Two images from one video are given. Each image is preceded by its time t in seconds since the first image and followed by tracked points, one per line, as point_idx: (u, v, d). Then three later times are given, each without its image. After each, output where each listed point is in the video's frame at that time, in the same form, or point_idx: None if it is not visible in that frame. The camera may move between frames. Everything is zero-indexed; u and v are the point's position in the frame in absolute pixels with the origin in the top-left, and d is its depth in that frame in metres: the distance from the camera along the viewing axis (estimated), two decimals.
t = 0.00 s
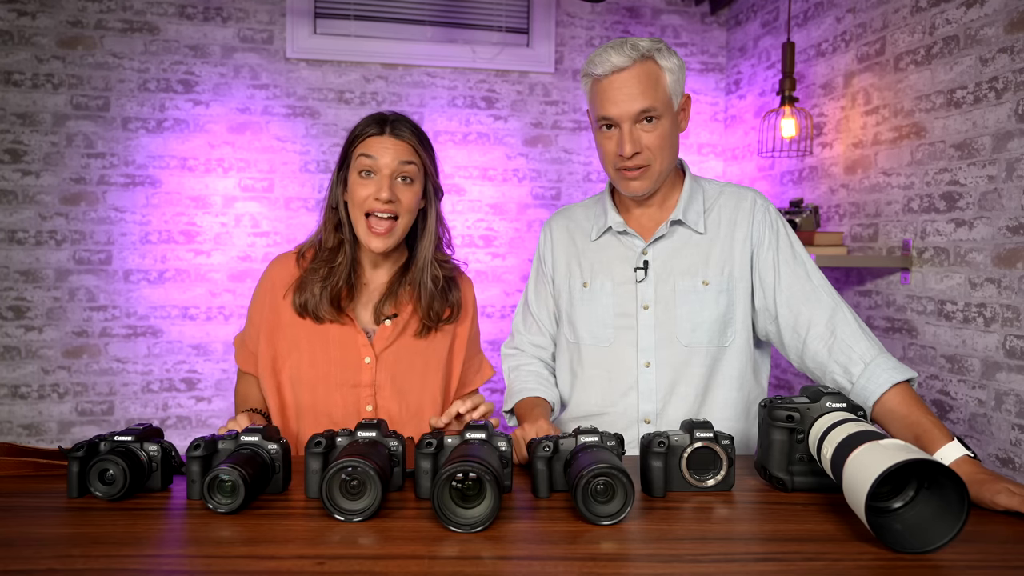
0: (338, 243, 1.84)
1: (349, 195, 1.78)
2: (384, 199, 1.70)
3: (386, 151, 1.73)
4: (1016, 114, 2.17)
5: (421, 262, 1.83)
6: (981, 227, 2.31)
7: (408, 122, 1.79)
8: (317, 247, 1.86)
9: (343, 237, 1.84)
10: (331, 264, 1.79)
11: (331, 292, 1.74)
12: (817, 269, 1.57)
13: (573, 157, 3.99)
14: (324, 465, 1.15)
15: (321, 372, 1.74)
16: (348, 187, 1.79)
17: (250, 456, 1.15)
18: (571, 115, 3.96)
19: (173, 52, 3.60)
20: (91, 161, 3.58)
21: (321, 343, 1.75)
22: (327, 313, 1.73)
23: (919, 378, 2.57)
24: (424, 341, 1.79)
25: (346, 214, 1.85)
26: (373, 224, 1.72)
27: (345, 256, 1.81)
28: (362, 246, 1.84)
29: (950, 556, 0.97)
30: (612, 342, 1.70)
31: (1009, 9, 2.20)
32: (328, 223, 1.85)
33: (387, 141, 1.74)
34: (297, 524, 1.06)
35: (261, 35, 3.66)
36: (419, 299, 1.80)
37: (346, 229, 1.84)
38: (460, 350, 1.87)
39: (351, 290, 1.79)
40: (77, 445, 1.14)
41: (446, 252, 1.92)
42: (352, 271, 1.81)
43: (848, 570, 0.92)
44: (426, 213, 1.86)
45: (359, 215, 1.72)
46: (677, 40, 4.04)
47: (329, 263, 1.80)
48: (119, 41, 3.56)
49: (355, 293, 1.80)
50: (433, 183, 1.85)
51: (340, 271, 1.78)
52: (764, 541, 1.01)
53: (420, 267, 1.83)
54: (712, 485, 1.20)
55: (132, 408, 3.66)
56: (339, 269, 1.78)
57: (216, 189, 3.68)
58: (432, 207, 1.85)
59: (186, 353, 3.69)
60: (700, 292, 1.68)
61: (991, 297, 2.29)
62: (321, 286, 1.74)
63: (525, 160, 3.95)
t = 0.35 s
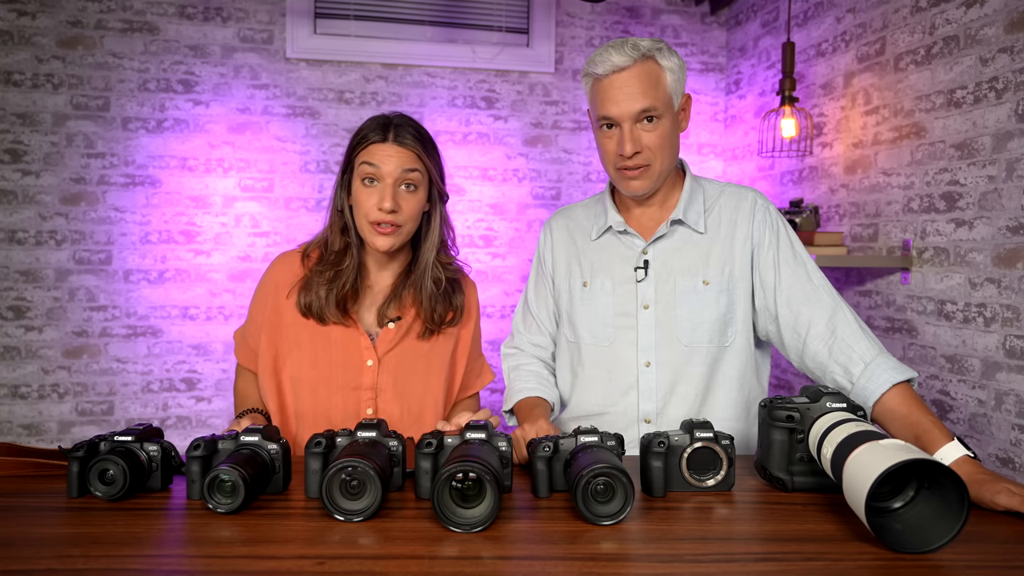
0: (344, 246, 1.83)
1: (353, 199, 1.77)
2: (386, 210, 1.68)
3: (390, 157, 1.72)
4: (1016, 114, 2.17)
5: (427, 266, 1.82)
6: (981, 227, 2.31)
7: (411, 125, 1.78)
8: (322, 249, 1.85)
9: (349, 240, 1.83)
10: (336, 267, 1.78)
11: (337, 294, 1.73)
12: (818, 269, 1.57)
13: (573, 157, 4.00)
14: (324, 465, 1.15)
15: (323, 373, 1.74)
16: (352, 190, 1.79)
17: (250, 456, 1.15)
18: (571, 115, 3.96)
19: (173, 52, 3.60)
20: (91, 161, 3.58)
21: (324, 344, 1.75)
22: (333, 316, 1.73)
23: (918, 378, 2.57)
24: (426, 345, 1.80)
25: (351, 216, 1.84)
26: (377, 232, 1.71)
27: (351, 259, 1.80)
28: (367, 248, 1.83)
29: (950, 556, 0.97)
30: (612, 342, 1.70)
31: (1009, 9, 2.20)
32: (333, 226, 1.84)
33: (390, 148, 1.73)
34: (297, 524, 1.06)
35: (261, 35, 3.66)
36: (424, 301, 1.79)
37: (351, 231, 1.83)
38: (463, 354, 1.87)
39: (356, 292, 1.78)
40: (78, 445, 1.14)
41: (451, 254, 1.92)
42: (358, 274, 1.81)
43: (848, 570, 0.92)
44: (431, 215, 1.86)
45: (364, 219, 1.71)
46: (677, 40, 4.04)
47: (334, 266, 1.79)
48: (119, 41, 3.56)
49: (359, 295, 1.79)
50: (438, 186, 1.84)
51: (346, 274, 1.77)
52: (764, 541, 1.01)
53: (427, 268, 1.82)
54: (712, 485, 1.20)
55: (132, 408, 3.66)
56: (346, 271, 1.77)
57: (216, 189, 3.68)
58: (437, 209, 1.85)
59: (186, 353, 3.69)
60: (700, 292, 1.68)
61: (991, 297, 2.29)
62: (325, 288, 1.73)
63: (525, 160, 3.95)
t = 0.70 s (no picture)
0: (346, 247, 1.83)
1: (354, 201, 1.77)
2: (388, 214, 1.68)
3: (391, 161, 1.72)
4: (1016, 114, 2.17)
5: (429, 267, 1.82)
6: (981, 227, 2.31)
7: (413, 127, 1.77)
8: (324, 249, 1.85)
9: (351, 241, 1.83)
10: (339, 267, 1.78)
11: (339, 295, 1.73)
12: (818, 270, 1.57)
13: (573, 157, 4.00)
14: (324, 465, 1.15)
15: (323, 375, 1.74)
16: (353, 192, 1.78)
17: (250, 456, 1.15)
18: (571, 115, 3.96)
19: (173, 52, 3.60)
20: (91, 161, 3.58)
21: (324, 345, 1.75)
22: (335, 317, 1.73)
23: (918, 378, 2.57)
24: (427, 348, 1.80)
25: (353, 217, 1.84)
26: (379, 236, 1.71)
27: (353, 260, 1.80)
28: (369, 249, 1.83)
29: (950, 557, 0.97)
30: (613, 342, 1.70)
31: (1009, 9, 2.20)
32: (335, 226, 1.84)
33: (392, 151, 1.73)
34: (297, 524, 1.06)
35: (261, 35, 3.66)
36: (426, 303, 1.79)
37: (353, 232, 1.83)
38: (464, 356, 1.87)
39: (358, 293, 1.78)
40: (77, 445, 1.14)
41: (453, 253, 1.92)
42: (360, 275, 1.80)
43: (849, 571, 0.92)
44: (434, 217, 1.86)
45: (366, 222, 1.70)
46: (677, 40, 4.04)
47: (336, 267, 1.79)
48: (119, 41, 3.56)
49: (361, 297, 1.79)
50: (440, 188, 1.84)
51: (348, 275, 1.77)
52: (764, 541, 1.01)
53: (429, 269, 1.82)
54: (712, 485, 1.20)
55: (132, 408, 3.66)
56: (348, 272, 1.77)
57: (216, 189, 3.68)
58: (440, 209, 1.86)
59: (186, 353, 3.69)
60: (700, 292, 1.68)
61: (991, 297, 2.29)
62: (327, 289, 1.73)
63: (525, 160, 3.95)
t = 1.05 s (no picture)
0: (348, 248, 1.83)
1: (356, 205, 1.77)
2: (389, 217, 1.68)
3: (392, 165, 1.71)
4: (1016, 114, 2.17)
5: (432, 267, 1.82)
6: (981, 227, 2.31)
7: (413, 129, 1.77)
8: (326, 249, 1.84)
9: (353, 242, 1.83)
10: (341, 269, 1.78)
11: (341, 297, 1.73)
12: (818, 270, 1.57)
13: (573, 157, 3.99)
14: (324, 465, 1.15)
15: (324, 375, 1.74)
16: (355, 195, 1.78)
17: (250, 456, 1.15)
18: (571, 115, 3.96)
19: (173, 52, 3.60)
20: (91, 161, 3.58)
21: (325, 345, 1.75)
22: (336, 318, 1.73)
23: (918, 378, 2.57)
24: (427, 348, 1.80)
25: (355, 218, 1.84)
26: (380, 237, 1.71)
27: (355, 261, 1.80)
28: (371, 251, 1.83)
29: (950, 557, 0.97)
30: (613, 342, 1.70)
31: (1009, 9, 2.20)
32: (337, 227, 1.84)
33: (392, 155, 1.72)
34: (297, 524, 1.06)
35: (261, 35, 3.66)
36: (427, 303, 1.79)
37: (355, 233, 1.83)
38: (465, 358, 1.87)
39: (360, 293, 1.78)
40: (78, 445, 1.14)
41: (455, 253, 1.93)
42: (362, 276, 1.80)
43: (849, 571, 0.92)
44: (436, 218, 1.86)
45: (367, 224, 1.70)
46: (677, 40, 4.04)
47: (338, 268, 1.79)
48: (119, 41, 3.56)
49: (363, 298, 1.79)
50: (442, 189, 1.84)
51: (350, 276, 1.77)
52: (764, 541, 1.01)
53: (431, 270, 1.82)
54: (712, 485, 1.20)
55: (132, 408, 3.66)
56: (350, 274, 1.77)
57: (216, 189, 3.68)
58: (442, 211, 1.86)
59: (186, 353, 3.69)
60: (700, 293, 1.68)
61: (991, 297, 2.29)
62: (329, 290, 1.73)
63: (525, 160, 3.95)
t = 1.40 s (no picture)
0: (349, 247, 1.83)
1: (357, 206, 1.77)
2: (389, 219, 1.68)
3: (393, 167, 1.71)
4: (1016, 114, 2.17)
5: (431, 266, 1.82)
6: (981, 227, 2.31)
7: (413, 130, 1.76)
8: (327, 249, 1.84)
9: (354, 241, 1.83)
10: (342, 268, 1.78)
11: (342, 296, 1.73)
12: (818, 270, 1.57)
13: (573, 157, 3.99)
14: (324, 465, 1.15)
15: (325, 374, 1.74)
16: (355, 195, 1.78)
17: (250, 456, 1.15)
18: (571, 115, 3.96)
19: (173, 52, 3.60)
20: (91, 161, 3.58)
21: (326, 345, 1.75)
22: (337, 317, 1.73)
23: (918, 378, 2.57)
24: (428, 348, 1.80)
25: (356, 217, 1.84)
26: (381, 238, 1.71)
27: (356, 261, 1.80)
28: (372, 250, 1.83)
29: (950, 557, 0.97)
30: (613, 343, 1.70)
31: (1009, 9, 2.20)
32: (338, 226, 1.84)
33: (393, 157, 1.72)
34: (296, 524, 1.06)
35: (261, 35, 3.66)
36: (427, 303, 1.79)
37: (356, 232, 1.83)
38: (466, 357, 1.87)
39: (361, 293, 1.78)
40: (78, 445, 1.14)
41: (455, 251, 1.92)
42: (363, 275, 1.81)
43: (849, 570, 0.92)
44: (437, 218, 1.86)
45: (367, 224, 1.71)
46: (677, 40, 4.04)
47: (339, 268, 1.79)
48: (119, 41, 3.56)
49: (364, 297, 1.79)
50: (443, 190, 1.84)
51: (351, 275, 1.77)
52: (764, 541, 1.01)
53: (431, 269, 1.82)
54: (712, 485, 1.20)
55: (132, 408, 3.66)
56: (351, 273, 1.77)
57: (216, 189, 3.68)
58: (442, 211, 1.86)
59: (186, 353, 3.69)
60: (700, 293, 1.68)
61: (991, 297, 2.29)
62: (330, 290, 1.73)
63: (524, 160, 3.95)
